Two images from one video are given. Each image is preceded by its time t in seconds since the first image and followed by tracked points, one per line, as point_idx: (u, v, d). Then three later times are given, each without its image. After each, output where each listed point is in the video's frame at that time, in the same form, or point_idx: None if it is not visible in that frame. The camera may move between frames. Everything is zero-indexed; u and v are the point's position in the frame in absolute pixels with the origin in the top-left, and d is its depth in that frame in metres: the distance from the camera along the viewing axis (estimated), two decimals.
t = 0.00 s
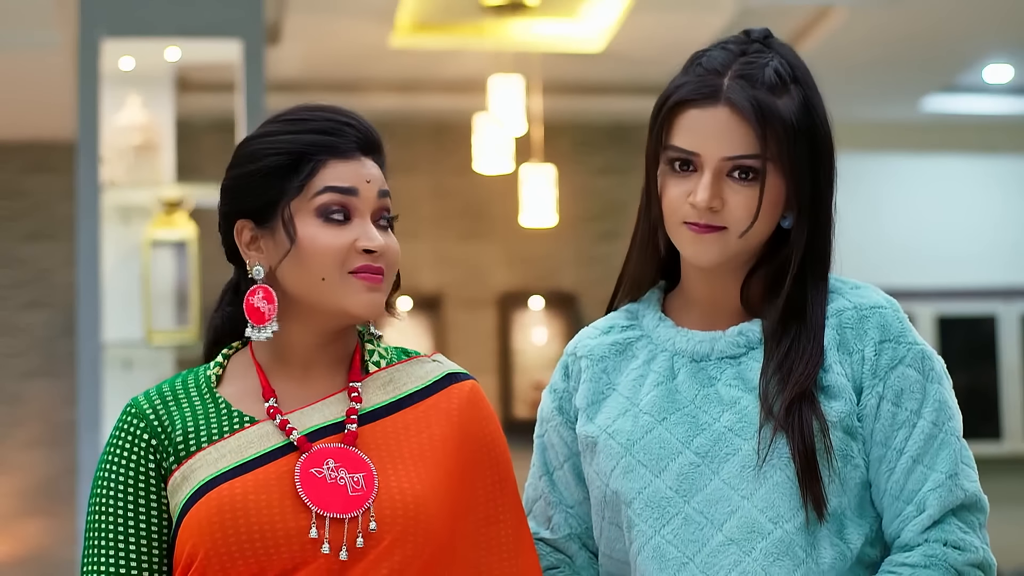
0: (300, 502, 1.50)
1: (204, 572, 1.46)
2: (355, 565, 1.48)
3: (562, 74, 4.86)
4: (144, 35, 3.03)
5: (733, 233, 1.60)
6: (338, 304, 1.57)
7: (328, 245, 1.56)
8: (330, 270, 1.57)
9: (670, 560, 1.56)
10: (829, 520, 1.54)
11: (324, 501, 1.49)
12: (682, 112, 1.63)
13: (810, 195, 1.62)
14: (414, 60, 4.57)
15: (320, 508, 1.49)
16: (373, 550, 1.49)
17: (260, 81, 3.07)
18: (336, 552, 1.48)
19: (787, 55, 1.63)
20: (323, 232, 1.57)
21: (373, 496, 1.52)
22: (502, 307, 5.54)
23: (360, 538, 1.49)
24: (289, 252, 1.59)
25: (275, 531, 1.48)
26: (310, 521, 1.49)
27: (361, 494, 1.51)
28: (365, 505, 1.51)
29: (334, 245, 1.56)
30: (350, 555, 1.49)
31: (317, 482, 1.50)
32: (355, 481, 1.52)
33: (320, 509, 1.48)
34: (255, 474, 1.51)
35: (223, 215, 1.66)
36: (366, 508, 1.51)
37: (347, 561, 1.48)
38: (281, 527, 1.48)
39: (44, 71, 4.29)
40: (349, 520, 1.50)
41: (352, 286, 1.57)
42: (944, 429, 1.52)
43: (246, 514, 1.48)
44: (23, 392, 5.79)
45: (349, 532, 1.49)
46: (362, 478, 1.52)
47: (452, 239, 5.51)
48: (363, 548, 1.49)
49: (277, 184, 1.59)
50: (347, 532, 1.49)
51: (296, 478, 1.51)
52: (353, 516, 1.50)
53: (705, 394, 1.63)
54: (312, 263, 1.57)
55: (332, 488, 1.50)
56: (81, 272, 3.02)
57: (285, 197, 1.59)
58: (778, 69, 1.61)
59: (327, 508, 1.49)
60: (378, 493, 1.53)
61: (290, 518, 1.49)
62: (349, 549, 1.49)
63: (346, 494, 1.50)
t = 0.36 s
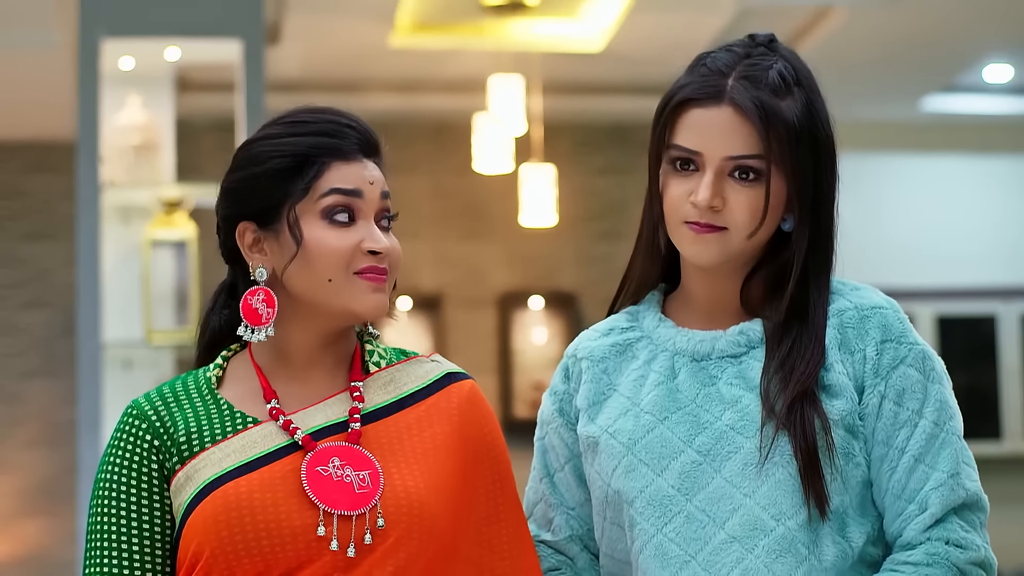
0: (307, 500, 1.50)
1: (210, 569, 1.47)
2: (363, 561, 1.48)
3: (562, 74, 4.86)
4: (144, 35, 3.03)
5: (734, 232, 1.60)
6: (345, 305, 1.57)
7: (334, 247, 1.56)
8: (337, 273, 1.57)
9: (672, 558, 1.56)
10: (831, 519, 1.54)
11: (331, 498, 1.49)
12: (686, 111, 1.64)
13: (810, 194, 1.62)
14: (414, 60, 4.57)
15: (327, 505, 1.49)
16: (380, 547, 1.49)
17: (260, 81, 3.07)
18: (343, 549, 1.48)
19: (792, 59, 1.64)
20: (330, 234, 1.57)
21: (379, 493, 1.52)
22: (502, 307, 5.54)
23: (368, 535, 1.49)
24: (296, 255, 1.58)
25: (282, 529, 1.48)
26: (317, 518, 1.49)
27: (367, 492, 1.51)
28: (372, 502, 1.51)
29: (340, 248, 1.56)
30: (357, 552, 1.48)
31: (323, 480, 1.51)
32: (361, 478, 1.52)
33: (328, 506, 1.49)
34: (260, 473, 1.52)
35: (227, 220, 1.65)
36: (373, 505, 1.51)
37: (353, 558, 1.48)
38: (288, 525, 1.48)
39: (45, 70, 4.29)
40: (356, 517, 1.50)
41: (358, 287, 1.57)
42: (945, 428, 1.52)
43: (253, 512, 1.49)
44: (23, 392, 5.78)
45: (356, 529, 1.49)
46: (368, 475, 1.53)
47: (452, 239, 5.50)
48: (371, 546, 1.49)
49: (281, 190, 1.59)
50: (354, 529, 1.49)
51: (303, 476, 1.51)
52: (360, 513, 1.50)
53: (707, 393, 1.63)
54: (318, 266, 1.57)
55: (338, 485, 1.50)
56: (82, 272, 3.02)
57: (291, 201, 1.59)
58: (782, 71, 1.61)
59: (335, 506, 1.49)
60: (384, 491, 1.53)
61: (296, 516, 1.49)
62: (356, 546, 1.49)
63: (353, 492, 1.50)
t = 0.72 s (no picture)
0: (309, 501, 1.50)
1: (212, 570, 1.47)
2: (364, 562, 1.48)
3: (562, 74, 4.86)
4: (143, 34, 3.03)
5: (721, 230, 1.61)
6: (346, 304, 1.57)
7: (335, 245, 1.56)
8: (338, 270, 1.57)
9: (659, 555, 1.57)
10: (818, 515, 1.54)
11: (332, 499, 1.50)
12: (672, 109, 1.64)
13: (798, 191, 1.61)
14: (415, 60, 4.57)
15: (329, 506, 1.49)
16: (381, 547, 1.50)
17: (260, 80, 3.07)
18: (344, 549, 1.48)
19: (782, 56, 1.63)
20: (331, 232, 1.57)
21: (381, 493, 1.52)
22: (502, 307, 5.53)
23: (370, 535, 1.50)
24: (297, 252, 1.58)
25: (283, 529, 1.48)
26: (319, 519, 1.49)
27: (369, 492, 1.51)
28: (373, 502, 1.51)
29: (340, 246, 1.56)
30: (359, 552, 1.49)
31: (325, 480, 1.51)
32: (363, 478, 1.52)
33: (330, 506, 1.49)
34: (261, 473, 1.52)
35: (226, 219, 1.66)
36: (374, 505, 1.51)
37: (355, 558, 1.48)
38: (289, 525, 1.48)
39: (45, 70, 4.30)
40: (358, 517, 1.50)
41: (359, 284, 1.57)
42: (936, 423, 1.51)
43: (254, 512, 1.49)
44: (23, 391, 5.78)
45: (358, 529, 1.49)
46: (370, 475, 1.53)
47: (453, 239, 5.49)
48: (372, 545, 1.49)
49: (282, 188, 1.59)
50: (355, 529, 1.49)
51: (304, 477, 1.51)
52: (362, 513, 1.50)
53: (696, 389, 1.63)
54: (319, 264, 1.57)
55: (340, 485, 1.51)
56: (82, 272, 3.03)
57: (292, 199, 1.59)
58: (770, 68, 1.61)
59: (336, 506, 1.49)
60: (385, 490, 1.53)
61: (297, 517, 1.49)
62: (357, 547, 1.49)
63: (354, 492, 1.51)
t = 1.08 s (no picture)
0: (300, 498, 1.51)
1: (204, 567, 1.47)
2: (354, 559, 1.49)
3: (563, 74, 4.86)
4: (142, 34, 3.03)
5: (691, 224, 1.61)
6: (336, 303, 1.57)
7: (323, 245, 1.56)
8: (326, 270, 1.57)
9: (641, 556, 1.58)
10: (802, 516, 1.53)
11: (324, 496, 1.50)
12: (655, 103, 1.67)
13: (775, 189, 1.61)
14: (415, 60, 4.57)
15: (320, 503, 1.50)
16: (372, 545, 1.50)
17: (260, 80, 3.07)
18: (335, 546, 1.49)
19: (781, 58, 1.64)
20: (320, 232, 1.57)
21: (372, 490, 1.52)
22: (502, 306, 5.54)
23: (361, 532, 1.50)
24: (285, 251, 1.59)
25: (274, 526, 1.49)
26: (310, 516, 1.50)
27: (361, 488, 1.52)
28: (365, 499, 1.51)
29: (329, 245, 1.56)
30: (350, 549, 1.49)
31: (317, 477, 1.51)
32: (355, 475, 1.53)
33: (321, 504, 1.49)
34: (255, 470, 1.52)
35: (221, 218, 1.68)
36: (366, 502, 1.51)
37: (346, 555, 1.49)
38: (280, 521, 1.49)
39: (44, 70, 4.30)
40: (349, 513, 1.50)
41: (348, 284, 1.57)
42: (926, 423, 1.50)
43: (246, 509, 1.49)
44: (23, 391, 5.79)
45: (349, 526, 1.50)
46: (362, 472, 1.53)
47: (453, 239, 5.49)
48: (363, 542, 1.49)
49: (273, 187, 1.60)
50: (347, 526, 1.50)
51: (296, 474, 1.52)
52: (353, 510, 1.50)
53: (683, 389, 1.64)
54: (307, 263, 1.57)
55: (332, 482, 1.51)
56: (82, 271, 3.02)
57: (280, 199, 1.59)
58: (755, 66, 1.62)
59: (328, 504, 1.50)
60: (378, 488, 1.53)
61: (288, 513, 1.49)
62: (348, 544, 1.49)
63: (346, 488, 1.51)
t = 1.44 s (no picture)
0: (286, 490, 1.50)
1: (188, 558, 1.47)
2: (339, 553, 1.49)
3: (563, 74, 4.86)
4: (143, 34, 3.04)
5: (671, 212, 1.62)
6: (305, 302, 1.58)
7: (289, 245, 1.57)
8: (293, 269, 1.57)
9: (639, 551, 1.57)
10: (801, 512, 1.53)
11: (310, 489, 1.49)
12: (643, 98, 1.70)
13: (755, 182, 1.62)
14: (415, 60, 4.58)
15: (306, 496, 1.49)
16: (358, 539, 1.49)
17: (262, 80, 3.05)
18: (320, 539, 1.49)
19: (770, 58, 1.66)
20: (287, 232, 1.58)
21: (360, 483, 1.52)
22: (502, 306, 5.53)
23: (348, 525, 1.49)
24: (257, 248, 1.60)
25: (260, 517, 1.48)
26: (295, 508, 1.49)
27: (347, 482, 1.51)
28: (351, 493, 1.51)
29: (295, 245, 1.57)
30: (335, 542, 1.49)
31: (303, 470, 1.51)
32: (342, 468, 1.52)
33: (306, 497, 1.49)
34: (243, 460, 1.52)
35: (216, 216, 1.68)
36: (352, 496, 1.51)
37: (332, 548, 1.49)
38: (266, 513, 1.49)
39: (44, 70, 4.31)
40: (335, 507, 1.50)
41: (315, 283, 1.57)
42: (924, 417, 1.49)
43: (233, 499, 1.49)
44: (24, 391, 5.80)
45: (335, 519, 1.50)
46: (350, 465, 1.53)
47: (453, 239, 5.50)
48: (350, 536, 1.49)
49: (249, 186, 1.61)
50: (332, 519, 1.50)
51: (283, 466, 1.51)
52: (339, 503, 1.50)
53: (680, 383, 1.64)
54: (276, 263, 1.58)
55: (319, 475, 1.50)
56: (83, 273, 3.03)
57: (256, 200, 1.60)
58: (742, 61, 1.65)
59: (313, 497, 1.49)
60: (366, 481, 1.53)
61: (274, 505, 1.49)
62: (333, 537, 1.49)
63: (333, 482, 1.50)
